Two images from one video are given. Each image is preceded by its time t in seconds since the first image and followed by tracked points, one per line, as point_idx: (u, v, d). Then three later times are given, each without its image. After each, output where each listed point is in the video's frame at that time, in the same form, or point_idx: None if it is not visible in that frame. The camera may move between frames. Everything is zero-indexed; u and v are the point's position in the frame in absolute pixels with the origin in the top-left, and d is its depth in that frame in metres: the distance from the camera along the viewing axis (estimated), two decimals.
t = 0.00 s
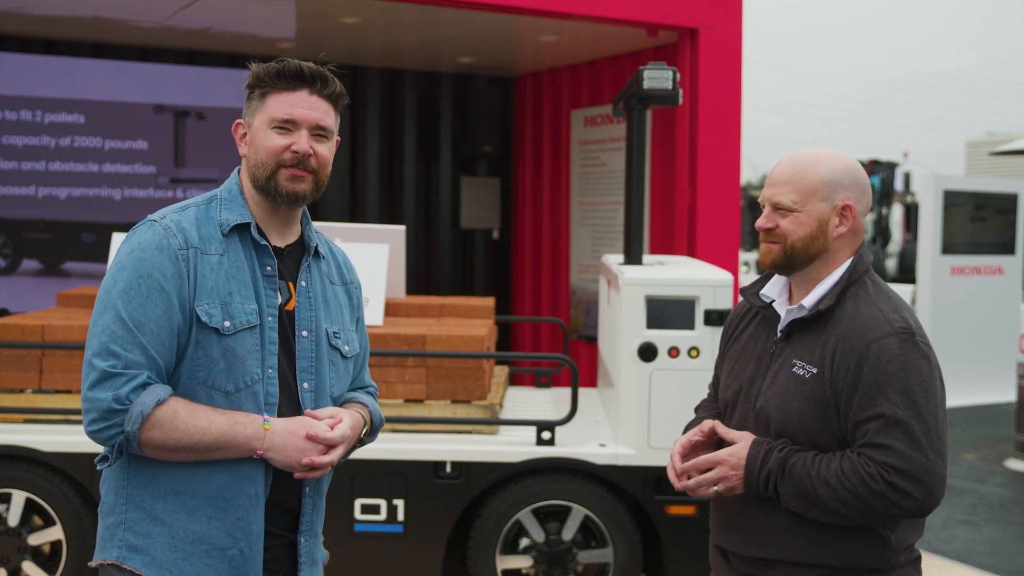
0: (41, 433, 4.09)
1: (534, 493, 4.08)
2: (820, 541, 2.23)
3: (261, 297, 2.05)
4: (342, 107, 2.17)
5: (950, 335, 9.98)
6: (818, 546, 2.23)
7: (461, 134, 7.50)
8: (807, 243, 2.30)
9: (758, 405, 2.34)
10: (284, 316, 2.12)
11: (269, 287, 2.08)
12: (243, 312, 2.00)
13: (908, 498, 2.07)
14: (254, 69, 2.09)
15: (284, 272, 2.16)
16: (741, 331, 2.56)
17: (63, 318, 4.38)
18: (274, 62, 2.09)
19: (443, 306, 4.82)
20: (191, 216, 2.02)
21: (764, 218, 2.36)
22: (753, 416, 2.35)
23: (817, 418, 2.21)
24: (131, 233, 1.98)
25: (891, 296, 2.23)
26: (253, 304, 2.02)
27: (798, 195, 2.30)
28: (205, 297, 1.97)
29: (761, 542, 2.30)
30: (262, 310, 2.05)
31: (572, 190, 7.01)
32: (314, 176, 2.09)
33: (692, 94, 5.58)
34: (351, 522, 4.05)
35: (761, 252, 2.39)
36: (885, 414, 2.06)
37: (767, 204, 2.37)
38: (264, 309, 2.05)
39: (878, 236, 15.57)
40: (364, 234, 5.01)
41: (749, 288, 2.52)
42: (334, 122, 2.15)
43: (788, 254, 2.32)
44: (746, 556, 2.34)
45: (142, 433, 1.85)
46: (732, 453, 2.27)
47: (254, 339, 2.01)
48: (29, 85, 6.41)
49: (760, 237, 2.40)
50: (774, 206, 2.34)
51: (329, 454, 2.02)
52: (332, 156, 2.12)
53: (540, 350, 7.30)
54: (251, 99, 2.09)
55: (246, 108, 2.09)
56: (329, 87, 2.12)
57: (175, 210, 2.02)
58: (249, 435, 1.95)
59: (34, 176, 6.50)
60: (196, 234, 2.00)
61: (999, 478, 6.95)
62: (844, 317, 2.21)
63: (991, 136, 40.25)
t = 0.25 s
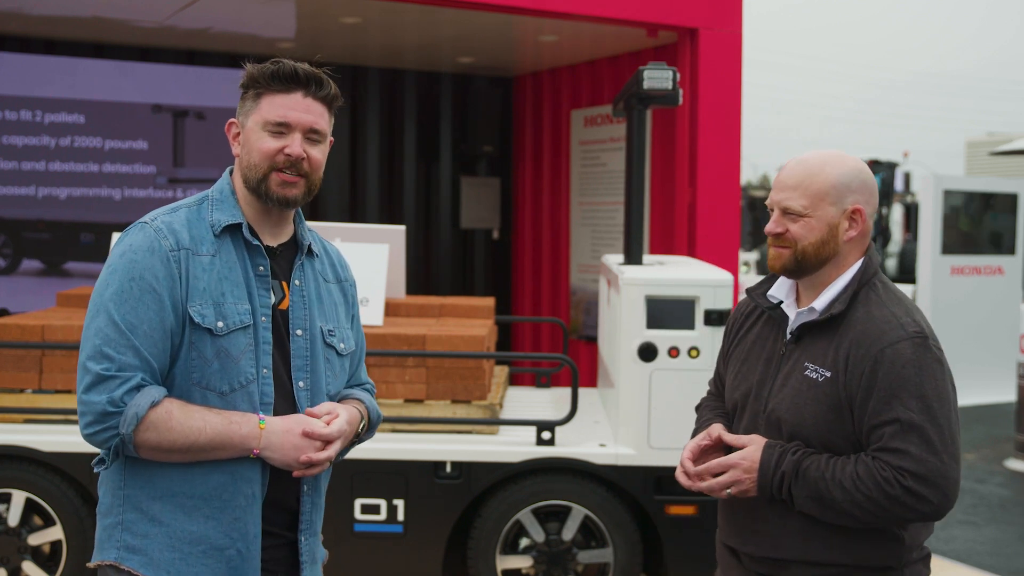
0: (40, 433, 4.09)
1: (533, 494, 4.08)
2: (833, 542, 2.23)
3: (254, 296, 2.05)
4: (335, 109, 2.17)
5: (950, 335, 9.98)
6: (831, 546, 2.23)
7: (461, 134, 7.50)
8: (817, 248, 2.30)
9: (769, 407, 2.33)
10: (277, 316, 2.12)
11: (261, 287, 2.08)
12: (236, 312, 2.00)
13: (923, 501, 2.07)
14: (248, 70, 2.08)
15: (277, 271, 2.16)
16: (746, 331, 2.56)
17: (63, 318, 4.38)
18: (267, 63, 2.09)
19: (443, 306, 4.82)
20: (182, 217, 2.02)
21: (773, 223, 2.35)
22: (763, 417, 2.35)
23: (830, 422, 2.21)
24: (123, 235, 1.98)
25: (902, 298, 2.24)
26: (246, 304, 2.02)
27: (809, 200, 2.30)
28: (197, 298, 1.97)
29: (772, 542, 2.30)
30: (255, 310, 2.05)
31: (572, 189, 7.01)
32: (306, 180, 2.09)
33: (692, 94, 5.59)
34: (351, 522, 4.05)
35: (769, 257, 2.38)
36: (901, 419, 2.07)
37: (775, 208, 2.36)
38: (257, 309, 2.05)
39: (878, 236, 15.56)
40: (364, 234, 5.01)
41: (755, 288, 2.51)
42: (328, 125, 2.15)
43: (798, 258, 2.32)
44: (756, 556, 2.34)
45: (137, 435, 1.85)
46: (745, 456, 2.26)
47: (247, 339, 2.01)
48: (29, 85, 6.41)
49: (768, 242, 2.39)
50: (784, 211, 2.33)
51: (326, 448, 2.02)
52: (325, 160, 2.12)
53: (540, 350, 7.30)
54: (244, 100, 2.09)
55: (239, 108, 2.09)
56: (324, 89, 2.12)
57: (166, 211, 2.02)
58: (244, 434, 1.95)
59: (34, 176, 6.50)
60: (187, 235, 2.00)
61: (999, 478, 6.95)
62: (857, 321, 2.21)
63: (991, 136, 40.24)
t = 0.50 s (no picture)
0: (40, 434, 4.09)
1: (533, 494, 4.08)
2: (839, 537, 2.24)
3: (252, 293, 2.06)
4: (325, 107, 2.17)
5: (950, 335, 9.98)
6: (840, 542, 2.24)
7: (461, 134, 7.50)
8: (824, 246, 2.30)
9: (774, 403, 2.33)
10: (274, 311, 2.12)
11: (258, 283, 2.08)
12: (234, 308, 2.00)
13: (939, 496, 2.09)
14: (237, 69, 2.08)
15: (273, 267, 2.16)
16: (740, 327, 2.55)
17: (63, 318, 4.38)
18: (257, 62, 2.09)
19: (443, 306, 4.82)
20: (177, 216, 2.02)
21: (781, 220, 2.35)
22: (768, 415, 2.34)
23: (841, 419, 2.21)
24: (118, 236, 1.97)
25: (907, 297, 2.26)
26: (244, 300, 2.02)
27: (817, 198, 2.30)
28: (195, 296, 1.97)
29: (774, 538, 2.30)
30: (253, 306, 2.05)
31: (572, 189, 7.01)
32: (298, 177, 2.09)
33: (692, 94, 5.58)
34: (351, 522, 4.05)
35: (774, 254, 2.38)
36: (918, 415, 2.08)
37: (783, 205, 2.36)
38: (254, 305, 2.05)
39: (878, 236, 15.56)
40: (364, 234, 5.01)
41: (756, 286, 2.50)
42: (318, 122, 2.15)
43: (805, 255, 2.32)
44: (757, 552, 2.34)
45: (138, 434, 1.86)
46: (757, 455, 2.25)
47: (245, 335, 2.01)
48: (29, 85, 6.41)
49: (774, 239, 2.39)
50: (792, 208, 2.33)
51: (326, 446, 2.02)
52: (316, 157, 2.12)
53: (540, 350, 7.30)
54: (234, 99, 2.09)
55: (229, 107, 2.09)
56: (313, 86, 2.12)
57: (160, 210, 2.01)
58: (245, 433, 1.95)
59: (34, 176, 6.51)
60: (182, 233, 2.00)
61: (999, 478, 6.95)
62: (867, 319, 2.21)
63: (991, 136, 40.24)
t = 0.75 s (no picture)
0: (40, 433, 4.09)
1: (533, 494, 4.08)
2: (829, 527, 2.29)
3: (250, 293, 2.06)
4: (317, 104, 2.17)
5: (950, 335, 9.98)
6: (829, 530, 2.29)
7: (461, 134, 7.49)
8: (814, 243, 2.37)
9: (765, 396, 2.38)
10: (271, 310, 2.12)
11: (256, 283, 2.09)
12: (233, 309, 2.00)
13: (926, 484, 2.14)
14: (228, 67, 2.08)
15: (270, 265, 2.17)
16: (734, 323, 2.61)
17: (63, 318, 4.38)
18: (248, 60, 2.08)
19: (443, 306, 4.82)
20: (172, 219, 2.01)
21: (772, 218, 2.42)
22: (759, 409, 2.39)
23: (830, 410, 2.26)
24: (114, 241, 1.96)
25: (893, 293, 2.32)
26: (242, 301, 2.03)
27: (807, 197, 2.37)
28: (193, 298, 1.96)
29: (768, 528, 2.36)
30: (251, 306, 2.05)
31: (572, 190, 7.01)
32: (292, 174, 2.09)
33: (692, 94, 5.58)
34: (351, 522, 4.05)
35: (766, 252, 2.44)
36: (904, 406, 2.13)
37: (774, 204, 2.42)
38: (253, 305, 2.06)
39: (879, 236, 15.56)
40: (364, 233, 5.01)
41: (747, 283, 2.55)
42: (310, 119, 2.16)
43: (796, 253, 2.38)
44: (752, 541, 2.39)
45: (144, 438, 1.85)
46: (749, 446, 2.29)
47: (245, 336, 2.01)
48: (29, 85, 6.41)
49: (766, 237, 2.45)
50: (783, 208, 2.39)
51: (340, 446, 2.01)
52: (309, 153, 2.12)
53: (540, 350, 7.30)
54: (225, 98, 2.08)
55: (220, 107, 2.08)
56: (305, 83, 2.12)
57: (155, 214, 2.00)
58: (248, 431, 1.93)
59: (34, 176, 6.51)
60: (178, 236, 1.99)
61: (999, 478, 6.95)
62: (855, 313, 2.27)
63: (991, 136, 40.23)
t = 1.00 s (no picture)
0: (40, 433, 4.09)
1: (533, 494, 4.08)
2: (815, 517, 2.37)
3: (249, 290, 2.07)
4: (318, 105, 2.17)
5: (950, 335, 9.98)
6: (816, 519, 2.37)
7: (461, 134, 7.49)
8: (797, 240, 2.46)
9: (753, 390, 2.46)
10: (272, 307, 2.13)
11: (255, 280, 2.10)
12: (233, 306, 2.01)
13: (903, 469, 2.23)
14: (231, 66, 2.09)
15: (269, 263, 2.17)
16: (724, 325, 2.68)
17: (63, 318, 4.38)
18: (251, 60, 2.10)
19: (443, 306, 4.83)
20: (170, 218, 2.02)
21: (757, 219, 2.52)
22: (748, 403, 2.47)
23: (812, 401, 2.35)
24: (114, 239, 1.97)
25: (873, 288, 2.41)
26: (242, 297, 2.03)
27: (789, 197, 2.47)
28: (194, 295, 1.97)
29: (759, 519, 2.43)
30: (251, 302, 2.06)
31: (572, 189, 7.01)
32: (292, 173, 2.08)
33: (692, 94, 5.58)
34: (351, 522, 4.05)
35: (752, 252, 2.54)
36: (881, 394, 2.23)
37: (758, 206, 2.53)
38: (252, 302, 2.06)
39: (879, 237, 15.55)
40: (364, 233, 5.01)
41: (736, 283, 2.62)
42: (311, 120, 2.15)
43: (780, 251, 2.48)
44: (745, 533, 2.46)
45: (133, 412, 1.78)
46: (734, 438, 2.39)
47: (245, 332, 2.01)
48: (29, 85, 6.41)
49: (751, 238, 2.55)
50: (767, 208, 2.50)
51: (389, 303, 2.11)
52: (311, 152, 2.11)
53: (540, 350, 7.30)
54: (228, 97, 2.08)
55: (222, 105, 2.09)
56: (306, 83, 2.13)
57: (153, 213, 2.01)
58: (221, 361, 1.73)
59: (34, 176, 6.51)
60: (177, 234, 2.00)
61: (999, 478, 6.95)
62: (835, 307, 2.36)
63: (991, 136, 40.21)
